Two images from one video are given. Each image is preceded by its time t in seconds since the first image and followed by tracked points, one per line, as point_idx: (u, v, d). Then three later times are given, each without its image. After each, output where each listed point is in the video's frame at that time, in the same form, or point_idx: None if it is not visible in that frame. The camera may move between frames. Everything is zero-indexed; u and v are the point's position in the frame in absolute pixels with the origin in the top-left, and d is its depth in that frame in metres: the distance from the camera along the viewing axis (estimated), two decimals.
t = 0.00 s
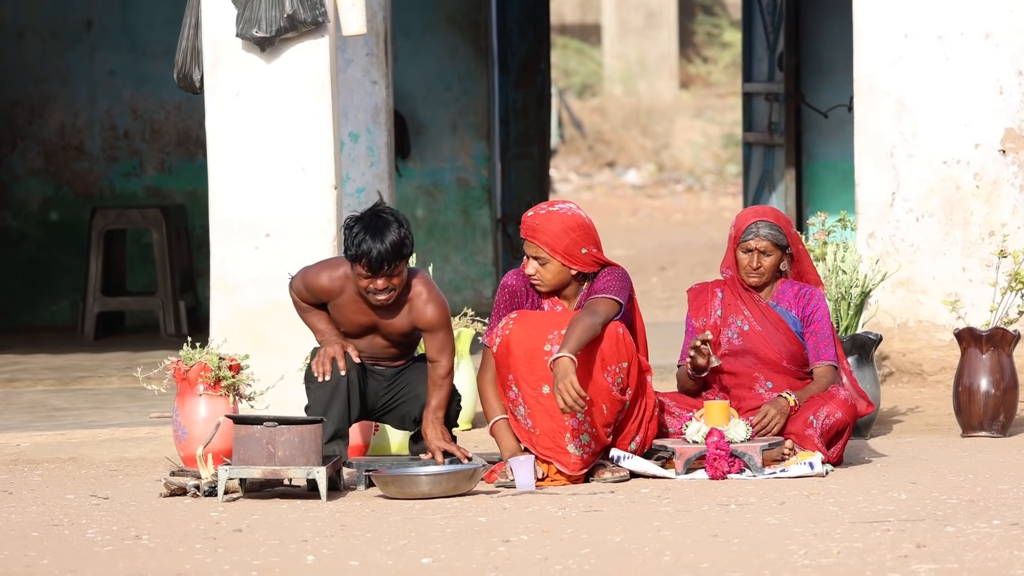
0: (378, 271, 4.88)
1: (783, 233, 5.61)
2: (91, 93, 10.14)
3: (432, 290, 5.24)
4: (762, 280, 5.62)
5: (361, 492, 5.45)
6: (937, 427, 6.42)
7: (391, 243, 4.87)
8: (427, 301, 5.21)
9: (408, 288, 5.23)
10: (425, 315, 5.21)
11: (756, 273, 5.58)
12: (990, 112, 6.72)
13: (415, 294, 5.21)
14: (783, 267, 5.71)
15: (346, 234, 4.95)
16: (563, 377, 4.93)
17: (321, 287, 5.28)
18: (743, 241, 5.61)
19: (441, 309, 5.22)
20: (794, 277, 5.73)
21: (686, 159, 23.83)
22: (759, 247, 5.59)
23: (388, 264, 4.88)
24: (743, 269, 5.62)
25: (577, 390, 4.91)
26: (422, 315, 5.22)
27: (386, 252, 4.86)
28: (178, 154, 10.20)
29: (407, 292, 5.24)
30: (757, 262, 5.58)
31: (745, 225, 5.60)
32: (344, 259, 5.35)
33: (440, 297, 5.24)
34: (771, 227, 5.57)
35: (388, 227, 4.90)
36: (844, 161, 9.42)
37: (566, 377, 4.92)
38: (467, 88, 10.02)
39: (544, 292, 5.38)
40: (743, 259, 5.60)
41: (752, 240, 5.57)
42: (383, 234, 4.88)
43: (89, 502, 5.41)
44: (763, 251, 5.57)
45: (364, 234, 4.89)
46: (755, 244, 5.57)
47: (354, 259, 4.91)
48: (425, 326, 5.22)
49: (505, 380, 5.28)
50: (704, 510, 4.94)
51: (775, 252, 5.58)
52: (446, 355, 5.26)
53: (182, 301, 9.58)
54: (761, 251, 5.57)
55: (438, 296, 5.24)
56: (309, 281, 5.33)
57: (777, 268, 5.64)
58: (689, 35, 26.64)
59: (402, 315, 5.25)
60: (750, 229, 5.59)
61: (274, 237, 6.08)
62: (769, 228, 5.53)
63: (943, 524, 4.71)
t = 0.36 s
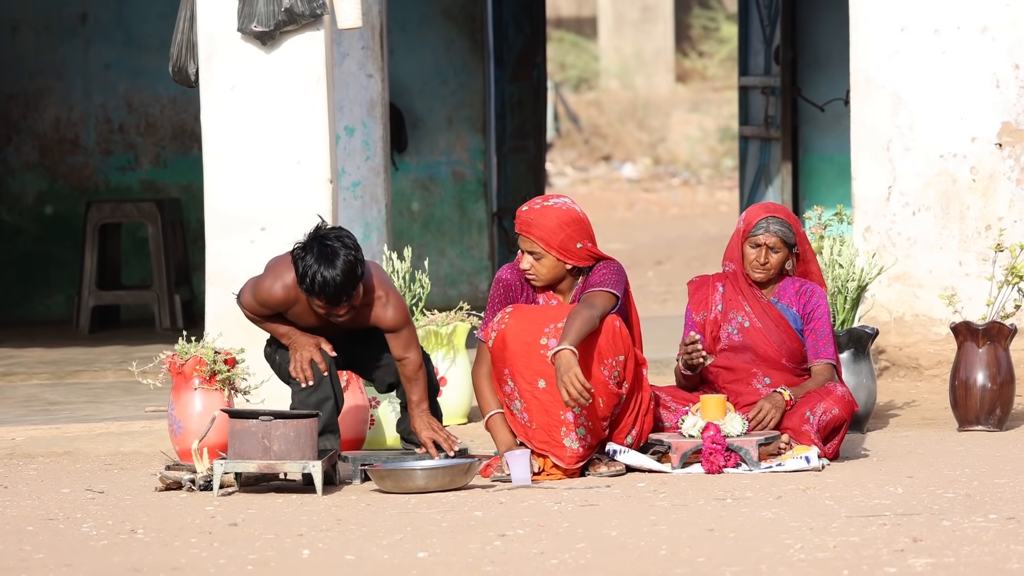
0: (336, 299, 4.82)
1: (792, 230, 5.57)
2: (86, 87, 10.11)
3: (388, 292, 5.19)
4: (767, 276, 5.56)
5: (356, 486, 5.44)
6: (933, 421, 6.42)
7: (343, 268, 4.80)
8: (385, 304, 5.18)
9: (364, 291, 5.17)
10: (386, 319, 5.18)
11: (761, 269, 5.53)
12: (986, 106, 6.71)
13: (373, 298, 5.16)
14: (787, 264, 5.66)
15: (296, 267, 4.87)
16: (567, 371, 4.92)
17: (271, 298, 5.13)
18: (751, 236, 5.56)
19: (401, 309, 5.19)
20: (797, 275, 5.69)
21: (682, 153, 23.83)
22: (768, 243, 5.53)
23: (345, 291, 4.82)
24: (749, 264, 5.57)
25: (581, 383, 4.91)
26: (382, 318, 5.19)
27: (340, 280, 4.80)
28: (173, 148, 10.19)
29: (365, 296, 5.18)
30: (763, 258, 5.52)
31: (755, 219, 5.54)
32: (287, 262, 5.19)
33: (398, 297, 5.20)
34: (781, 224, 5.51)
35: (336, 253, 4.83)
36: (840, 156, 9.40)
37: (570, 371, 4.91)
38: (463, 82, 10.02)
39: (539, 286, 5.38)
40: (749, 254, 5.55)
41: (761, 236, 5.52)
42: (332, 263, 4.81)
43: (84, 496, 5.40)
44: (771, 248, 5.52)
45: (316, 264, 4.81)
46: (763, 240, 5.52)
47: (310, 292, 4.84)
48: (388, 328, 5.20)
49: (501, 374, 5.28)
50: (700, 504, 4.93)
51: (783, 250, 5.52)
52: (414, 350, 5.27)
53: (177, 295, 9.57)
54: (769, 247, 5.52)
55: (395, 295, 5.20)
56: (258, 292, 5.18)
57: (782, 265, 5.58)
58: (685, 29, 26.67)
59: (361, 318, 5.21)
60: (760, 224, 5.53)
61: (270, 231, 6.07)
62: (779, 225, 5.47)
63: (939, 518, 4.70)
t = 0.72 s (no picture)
0: (336, 272, 4.84)
1: (784, 230, 5.58)
2: (83, 85, 10.10)
3: (376, 274, 5.26)
4: (761, 276, 5.58)
5: (353, 485, 5.44)
6: (930, 420, 6.42)
7: (344, 240, 4.83)
8: (373, 286, 5.22)
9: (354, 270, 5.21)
10: (374, 301, 5.23)
11: (756, 269, 5.54)
12: (984, 105, 6.72)
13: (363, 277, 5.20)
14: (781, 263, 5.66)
15: (293, 242, 4.88)
16: (562, 369, 4.93)
17: (262, 281, 5.08)
18: (743, 237, 5.57)
19: (387, 291, 5.25)
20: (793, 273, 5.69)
21: (679, 152, 23.84)
22: (759, 243, 5.55)
23: (344, 264, 4.84)
24: (743, 265, 5.58)
25: (576, 381, 4.92)
26: (369, 301, 5.24)
27: (340, 252, 4.81)
28: (170, 147, 10.19)
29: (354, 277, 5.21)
30: (756, 259, 5.54)
31: (745, 221, 5.55)
32: (271, 244, 5.14)
33: (385, 279, 5.26)
34: (772, 224, 5.53)
35: (336, 226, 4.86)
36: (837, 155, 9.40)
37: (566, 369, 4.92)
38: (460, 81, 10.02)
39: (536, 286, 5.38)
40: (742, 255, 5.56)
41: (752, 237, 5.54)
42: (332, 236, 4.83)
43: (81, 494, 5.40)
44: (764, 248, 5.54)
45: (315, 237, 4.83)
46: (755, 240, 5.54)
47: (308, 266, 4.84)
48: (376, 309, 5.24)
49: (496, 374, 5.27)
50: (697, 503, 4.94)
51: (775, 249, 5.54)
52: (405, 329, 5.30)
53: (173, 294, 9.57)
54: (762, 247, 5.53)
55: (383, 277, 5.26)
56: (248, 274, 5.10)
57: (776, 264, 5.59)
58: (682, 28, 26.69)
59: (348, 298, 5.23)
60: (751, 226, 5.55)
61: (267, 229, 6.06)
62: (770, 225, 5.50)
63: (936, 517, 4.70)
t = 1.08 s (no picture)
0: (316, 255, 4.81)
1: (759, 229, 5.56)
2: (68, 83, 10.08)
3: (363, 260, 5.17)
4: (739, 275, 5.57)
5: (337, 484, 5.43)
6: (914, 419, 6.43)
7: (321, 222, 4.82)
8: (360, 272, 5.14)
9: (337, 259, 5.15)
10: (362, 286, 5.14)
11: (733, 269, 5.53)
12: (969, 105, 6.75)
13: (347, 265, 5.13)
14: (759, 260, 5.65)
15: (269, 231, 4.86)
16: (547, 368, 4.93)
17: (249, 282, 5.07)
18: (718, 238, 5.56)
19: (375, 276, 5.16)
20: (773, 270, 5.68)
21: (664, 152, 23.90)
22: (735, 243, 5.53)
23: (323, 246, 4.82)
24: (720, 265, 5.58)
25: (561, 379, 4.92)
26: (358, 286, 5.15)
27: (317, 234, 4.80)
28: (155, 145, 10.18)
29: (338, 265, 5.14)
30: (733, 258, 5.52)
31: (721, 221, 5.54)
32: (256, 248, 5.15)
33: (371, 263, 5.17)
34: (747, 224, 5.50)
35: (312, 210, 4.85)
36: (821, 154, 9.42)
37: (551, 367, 4.92)
38: (444, 79, 10.02)
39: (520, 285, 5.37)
40: (719, 255, 5.56)
41: (727, 237, 5.51)
42: (309, 220, 4.81)
43: (64, 493, 5.38)
44: (739, 247, 5.52)
45: (292, 223, 4.81)
46: (731, 240, 5.52)
47: (287, 252, 4.81)
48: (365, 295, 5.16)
49: (481, 373, 5.28)
50: (681, 502, 4.94)
51: (751, 248, 5.52)
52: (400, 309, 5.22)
53: (157, 292, 9.55)
54: (737, 247, 5.52)
55: (370, 262, 5.17)
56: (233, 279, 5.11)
57: (753, 262, 5.58)
58: (667, 27, 26.72)
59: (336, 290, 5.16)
60: (726, 225, 5.53)
61: (251, 228, 6.05)
62: (744, 223, 5.47)
63: (919, 516, 4.71)
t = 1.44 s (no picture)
0: (326, 303, 4.79)
1: (729, 229, 5.56)
2: (44, 83, 10.06)
3: (382, 305, 5.20)
4: (712, 276, 5.58)
5: (315, 485, 5.42)
6: (891, 420, 6.44)
7: (335, 272, 4.79)
8: (379, 319, 5.17)
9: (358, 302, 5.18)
10: (380, 332, 5.18)
11: (704, 270, 5.55)
12: (946, 106, 6.79)
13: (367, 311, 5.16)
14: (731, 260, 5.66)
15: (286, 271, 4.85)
16: (550, 389, 4.99)
17: (278, 328, 5.10)
18: (688, 239, 5.57)
19: (393, 324, 5.19)
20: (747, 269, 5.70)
21: (642, 152, 23.83)
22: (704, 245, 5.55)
23: (335, 295, 4.79)
24: (691, 266, 5.59)
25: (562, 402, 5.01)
26: (376, 333, 5.18)
27: (331, 284, 4.77)
28: (132, 145, 10.18)
29: (358, 309, 5.18)
30: (702, 260, 5.54)
31: (690, 222, 5.55)
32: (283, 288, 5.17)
33: (390, 310, 5.19)
34: (715, 224, 5.52)
35: (331, 258, 4.82)
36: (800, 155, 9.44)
37: (554, 390, 4.99)
38: (423, 80, 10.04)
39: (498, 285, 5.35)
40: (689, 256, 5.57)
41: (696, 239, 5.53)
42: (326, 267, 4.79)
43: (40, 493, 5.37)
44: (709, 249, 5.53)
45: (307, 267, 4.80)
46: (699, 241, 5.53)
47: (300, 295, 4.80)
48: (381, 342, 5.19)
49: (462, 369, 5.27)
50: (659, 502, 4.94)
51: (721, 249, 5.53)
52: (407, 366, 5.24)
53: (135, 292, 9.55)
54: (707, 248, 5.53)
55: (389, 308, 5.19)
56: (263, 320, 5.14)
57: (725, 262, 5.59)
58: (646, 28, 26.81)
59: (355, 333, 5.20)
60: (695, 227, 5.54)
61: (229, 228, 6.06)
62: (712, 226, 5.48)
63: (896, 517, 4.71)
